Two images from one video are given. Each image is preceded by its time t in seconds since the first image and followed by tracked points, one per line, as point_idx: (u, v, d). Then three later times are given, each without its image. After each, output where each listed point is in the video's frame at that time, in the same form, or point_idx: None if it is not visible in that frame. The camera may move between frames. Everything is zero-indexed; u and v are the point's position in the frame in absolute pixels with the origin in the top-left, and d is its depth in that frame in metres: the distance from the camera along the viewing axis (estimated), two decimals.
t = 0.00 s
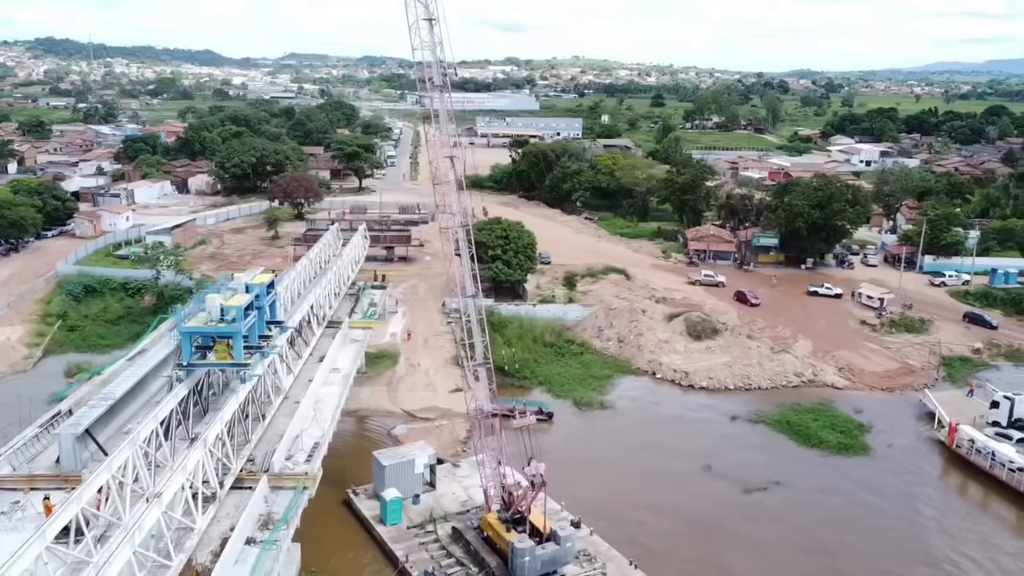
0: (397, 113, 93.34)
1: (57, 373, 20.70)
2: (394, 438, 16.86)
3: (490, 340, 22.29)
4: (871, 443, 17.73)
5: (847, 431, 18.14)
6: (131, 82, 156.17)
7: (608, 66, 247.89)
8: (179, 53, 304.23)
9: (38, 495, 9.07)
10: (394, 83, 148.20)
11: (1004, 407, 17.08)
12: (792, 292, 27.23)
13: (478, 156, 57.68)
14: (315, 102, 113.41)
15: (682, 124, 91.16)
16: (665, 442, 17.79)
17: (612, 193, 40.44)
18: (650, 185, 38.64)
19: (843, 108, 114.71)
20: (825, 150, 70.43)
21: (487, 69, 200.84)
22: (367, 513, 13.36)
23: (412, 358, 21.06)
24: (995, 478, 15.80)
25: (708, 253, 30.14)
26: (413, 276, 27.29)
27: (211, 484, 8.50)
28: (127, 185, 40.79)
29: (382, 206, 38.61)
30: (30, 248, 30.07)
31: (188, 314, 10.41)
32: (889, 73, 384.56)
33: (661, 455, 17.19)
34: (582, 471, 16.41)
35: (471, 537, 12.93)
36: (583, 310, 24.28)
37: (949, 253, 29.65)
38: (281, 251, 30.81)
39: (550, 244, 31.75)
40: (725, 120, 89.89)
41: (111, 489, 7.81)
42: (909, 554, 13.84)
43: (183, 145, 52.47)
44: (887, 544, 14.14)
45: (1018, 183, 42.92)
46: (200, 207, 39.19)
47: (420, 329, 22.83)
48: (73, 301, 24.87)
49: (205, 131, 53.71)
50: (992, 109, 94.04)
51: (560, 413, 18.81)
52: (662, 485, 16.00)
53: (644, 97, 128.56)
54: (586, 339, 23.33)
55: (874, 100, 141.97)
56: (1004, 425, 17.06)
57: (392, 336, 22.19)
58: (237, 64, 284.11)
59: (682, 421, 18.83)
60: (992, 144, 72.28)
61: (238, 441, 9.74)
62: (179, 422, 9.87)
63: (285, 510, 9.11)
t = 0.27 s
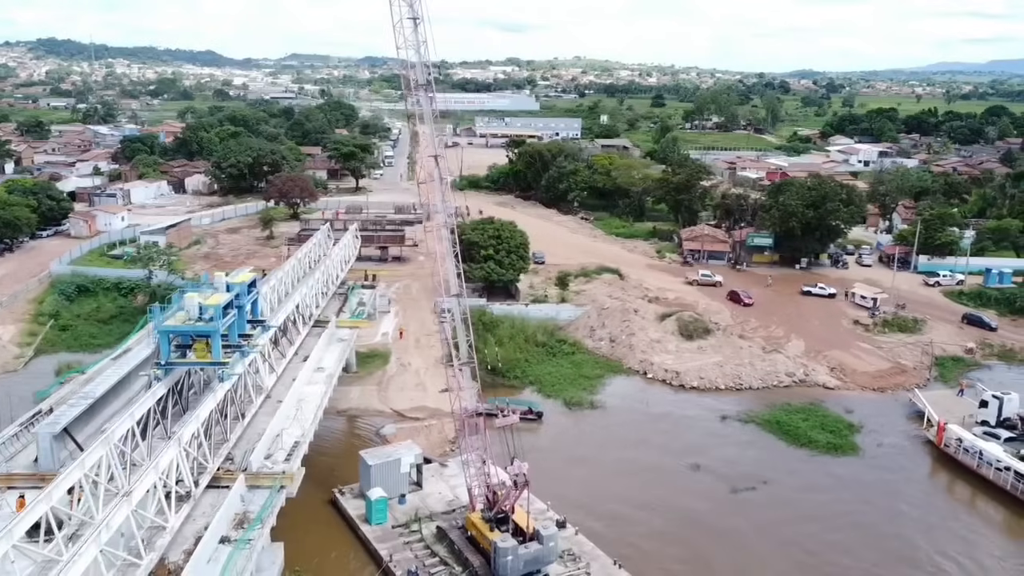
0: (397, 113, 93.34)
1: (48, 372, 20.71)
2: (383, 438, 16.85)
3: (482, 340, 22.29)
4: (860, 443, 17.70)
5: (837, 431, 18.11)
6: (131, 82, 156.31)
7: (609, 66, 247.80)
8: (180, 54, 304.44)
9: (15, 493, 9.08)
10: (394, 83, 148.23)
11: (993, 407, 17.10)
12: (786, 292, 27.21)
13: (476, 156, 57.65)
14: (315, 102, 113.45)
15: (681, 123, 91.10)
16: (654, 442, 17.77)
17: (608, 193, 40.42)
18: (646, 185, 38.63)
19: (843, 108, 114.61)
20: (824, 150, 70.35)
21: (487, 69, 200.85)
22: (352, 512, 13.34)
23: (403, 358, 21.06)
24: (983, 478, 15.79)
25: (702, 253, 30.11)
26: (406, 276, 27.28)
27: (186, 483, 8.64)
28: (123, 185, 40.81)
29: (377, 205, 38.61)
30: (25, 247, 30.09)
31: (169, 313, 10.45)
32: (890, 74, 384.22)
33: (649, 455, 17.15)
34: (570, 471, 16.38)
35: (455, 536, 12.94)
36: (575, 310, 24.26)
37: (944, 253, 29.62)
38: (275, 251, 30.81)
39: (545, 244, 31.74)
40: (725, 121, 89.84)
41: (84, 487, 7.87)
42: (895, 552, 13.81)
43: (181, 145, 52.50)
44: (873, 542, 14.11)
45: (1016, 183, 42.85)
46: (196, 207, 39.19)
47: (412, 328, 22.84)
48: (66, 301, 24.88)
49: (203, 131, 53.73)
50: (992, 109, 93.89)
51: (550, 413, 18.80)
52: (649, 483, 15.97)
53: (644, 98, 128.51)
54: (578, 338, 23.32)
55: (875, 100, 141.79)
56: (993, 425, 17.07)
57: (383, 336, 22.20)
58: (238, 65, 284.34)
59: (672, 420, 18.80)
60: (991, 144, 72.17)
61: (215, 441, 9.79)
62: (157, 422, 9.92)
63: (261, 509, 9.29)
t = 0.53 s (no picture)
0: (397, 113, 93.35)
1: (42, 371, 20.70)
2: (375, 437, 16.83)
3: (476, 339, 22.28)
4: (853, 442, 17.67)
5: (830, 430, 18.07)
6: (132, 83, 156.42)
7: (609, 66, 247.68)
8: (181, 54, 304.63)
9: None
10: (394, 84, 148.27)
11: (984, 405, 17.11)
12: (782, 291, 27.18)
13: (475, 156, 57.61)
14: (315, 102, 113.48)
15: (682, 123, 91.15)
16: (646, 441, 17.74)
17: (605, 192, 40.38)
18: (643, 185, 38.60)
19: (844, 108, 114.53)
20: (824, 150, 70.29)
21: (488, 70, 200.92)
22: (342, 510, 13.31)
23: (397, 357, 21.05)
24: (974, 476, 15.77)
25: (699, 253, 30.08)
26: (402, 276, 27.26)
27: (168, 480, 8.78)
28: (121, 184, 40.80)
29: (375, 205, 38.59)
30: (21, 247, 30.08)
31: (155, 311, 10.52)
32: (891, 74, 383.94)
33: (641, 454, 17.11)
34: (562, 469, 16.35)
35: (444, 536, 12.91)
36: (570, 309, 24.24)
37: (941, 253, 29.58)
38: (272, 250, 30.80)
39: (541, 243, 31.71)
40: (724, 120, 89.79)
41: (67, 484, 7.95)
42: (886, 551, 13.77)
43: (179, 145, 52.51)
44: (864, 540, 14.07)
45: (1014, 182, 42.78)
46: (193, 207, 39.18)
47: (406, 327, 22.83)
48: (61, 300, 24.87)
49: (201, 131, 53.73)
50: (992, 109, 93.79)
51: (543, 412, 18.80)
52: (640, 482, 15.94)
53: (645, 97, 128.49)
54: (573, 337, 23.30)
55: (875, 100, 141.65)
56: (985, 423, 17.07)
57: (378, 335, 22.20)
58: (239, 65, 284.52)
59: (665, 420, 18.77)
60: (991, 144, 72.08)
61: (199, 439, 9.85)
62: (141, 419, 9.96)
63: (244, 506, 9.45)
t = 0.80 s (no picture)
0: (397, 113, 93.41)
1: (39, 370, 20.71)
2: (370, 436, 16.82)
3: (474, 338, 22.28)
4: (850, 441, 17.64)
5: (827, 429, 18.04)
6: (133, 83, 156.62)
7: (610, 67, 247.73)
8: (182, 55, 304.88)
9: None
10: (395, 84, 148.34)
11: (980, 404, 17.10)
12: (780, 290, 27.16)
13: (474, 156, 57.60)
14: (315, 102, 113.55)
15: (682, 123, 91.16)
16: (642, 440, 17.71)
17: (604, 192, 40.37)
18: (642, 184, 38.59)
19: (844, 108, 114.46)
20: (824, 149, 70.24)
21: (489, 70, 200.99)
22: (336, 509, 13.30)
23: (394, 356, 21.05)
24: (970, 475, 15.74)
25: (697, 252, 30.07)
26: (400, 275, 27.26)
27: (158, 477, 8.81)
28: (120, 184, 40.84)
29: (373, 205, 38.62)
30: (20, 246, 30.12)
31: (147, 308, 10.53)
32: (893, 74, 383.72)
33: (637, 453, 17.08)
34: (557, 467, 16.33)
35: (438, 534, 12.90)
36: (568, 308, 24.22)
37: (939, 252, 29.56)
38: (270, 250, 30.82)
39: (539, 243, 31.70)
40: (725, 120, 89.77)
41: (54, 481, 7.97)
42: (880, 549, 13.74)
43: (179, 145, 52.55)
44: (858, 538, 14.06)
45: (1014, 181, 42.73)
46: (192, 206, 39.21)
47: (403, 327, 22.83)
48: (59, 299, 24.90)
49: (201, 131, 53.77)
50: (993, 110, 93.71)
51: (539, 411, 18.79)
52: (635, 480, 15.91)
53: (645, 97, 128.47)
54: (570, 336, 23.29)
55: (876, 100, 141.59)
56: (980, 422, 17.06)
57: (375, 335, 22.20)
58: (240, 65, 284.77)
59: (661, 419, 18.74)
60: (992, 144, 71.99)
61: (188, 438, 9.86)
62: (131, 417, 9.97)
63: (234, 503, 9.48)
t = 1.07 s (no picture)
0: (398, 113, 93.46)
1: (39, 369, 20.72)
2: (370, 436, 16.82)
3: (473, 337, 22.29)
4: (849, 440, 17.63)
5: (827, 428, 18.03)
6: (134, 83, 156.74)
7: (611, 67, 247.76)
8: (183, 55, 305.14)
9: None
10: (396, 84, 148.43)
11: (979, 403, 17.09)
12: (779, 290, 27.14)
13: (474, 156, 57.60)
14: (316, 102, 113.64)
15: (683, 123, 91.18)
16: (641, 439, 17.68)
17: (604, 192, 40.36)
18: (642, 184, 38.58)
19: (844, 108, 114.42)
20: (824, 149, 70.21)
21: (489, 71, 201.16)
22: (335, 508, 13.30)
23: (394, 355, 21.06)
24: (969, 474, 15.73)
25: (697, 252, 30.06)
26: (400, 274, 27.26)
27: (154, 474, 8.81)
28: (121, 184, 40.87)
29: (373, 204, 38.63)
30: (20, 246, 30.13)
31: (146, 306, 10.51)
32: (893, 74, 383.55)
33: (636, 452, 17.06)
34: (556, 466, 16.32)
35: (437, 532, 12.91)
36: (567, 307, 24.21)
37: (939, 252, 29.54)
38: (270, 250, 30.83)
39: (539, 243, 31.69)
40: (725, 120, 89.76)
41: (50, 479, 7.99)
42: (878, 547, 13.73)
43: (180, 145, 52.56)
44: (857, 537, 14.05)
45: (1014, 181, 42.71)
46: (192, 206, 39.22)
47: (403, 326, 22.83)
48: (59, 298, 24.91)
49: (201, 131, 53.79)
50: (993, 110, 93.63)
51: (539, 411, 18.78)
52: (634, 479, 15.91)
53: (646, 98, 128.47)
54: (570, 336, 23.29)
55: (877, 101, 141.53)
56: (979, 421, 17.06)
57: (375, 334, 22.22)
58: (241, 66, 284.94)
59: (661, 418, 18.72)
60: (992, 144, 71.94)
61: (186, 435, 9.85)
62: (128, 414, 9.96)
63: (231, 501, 9.48)
